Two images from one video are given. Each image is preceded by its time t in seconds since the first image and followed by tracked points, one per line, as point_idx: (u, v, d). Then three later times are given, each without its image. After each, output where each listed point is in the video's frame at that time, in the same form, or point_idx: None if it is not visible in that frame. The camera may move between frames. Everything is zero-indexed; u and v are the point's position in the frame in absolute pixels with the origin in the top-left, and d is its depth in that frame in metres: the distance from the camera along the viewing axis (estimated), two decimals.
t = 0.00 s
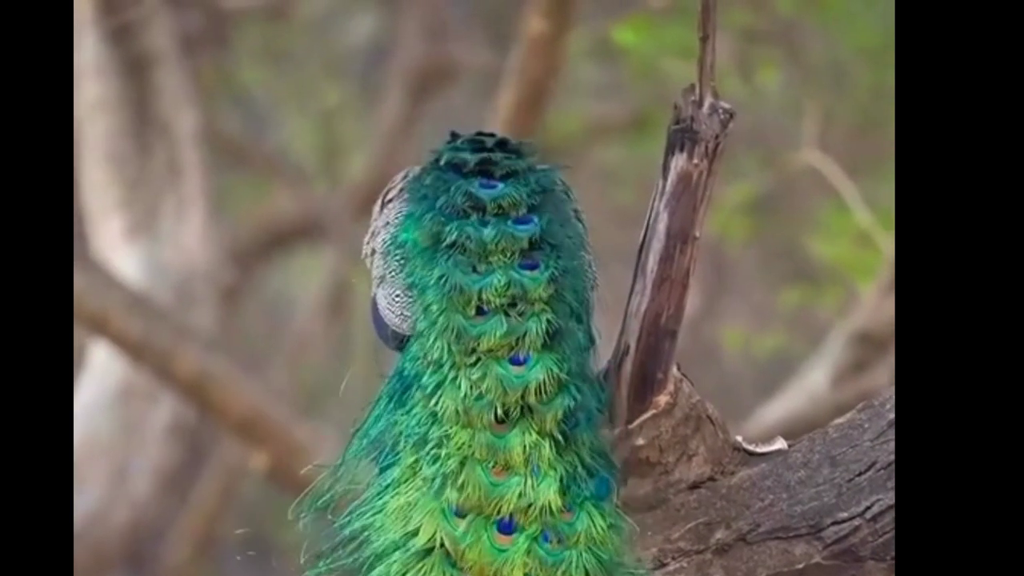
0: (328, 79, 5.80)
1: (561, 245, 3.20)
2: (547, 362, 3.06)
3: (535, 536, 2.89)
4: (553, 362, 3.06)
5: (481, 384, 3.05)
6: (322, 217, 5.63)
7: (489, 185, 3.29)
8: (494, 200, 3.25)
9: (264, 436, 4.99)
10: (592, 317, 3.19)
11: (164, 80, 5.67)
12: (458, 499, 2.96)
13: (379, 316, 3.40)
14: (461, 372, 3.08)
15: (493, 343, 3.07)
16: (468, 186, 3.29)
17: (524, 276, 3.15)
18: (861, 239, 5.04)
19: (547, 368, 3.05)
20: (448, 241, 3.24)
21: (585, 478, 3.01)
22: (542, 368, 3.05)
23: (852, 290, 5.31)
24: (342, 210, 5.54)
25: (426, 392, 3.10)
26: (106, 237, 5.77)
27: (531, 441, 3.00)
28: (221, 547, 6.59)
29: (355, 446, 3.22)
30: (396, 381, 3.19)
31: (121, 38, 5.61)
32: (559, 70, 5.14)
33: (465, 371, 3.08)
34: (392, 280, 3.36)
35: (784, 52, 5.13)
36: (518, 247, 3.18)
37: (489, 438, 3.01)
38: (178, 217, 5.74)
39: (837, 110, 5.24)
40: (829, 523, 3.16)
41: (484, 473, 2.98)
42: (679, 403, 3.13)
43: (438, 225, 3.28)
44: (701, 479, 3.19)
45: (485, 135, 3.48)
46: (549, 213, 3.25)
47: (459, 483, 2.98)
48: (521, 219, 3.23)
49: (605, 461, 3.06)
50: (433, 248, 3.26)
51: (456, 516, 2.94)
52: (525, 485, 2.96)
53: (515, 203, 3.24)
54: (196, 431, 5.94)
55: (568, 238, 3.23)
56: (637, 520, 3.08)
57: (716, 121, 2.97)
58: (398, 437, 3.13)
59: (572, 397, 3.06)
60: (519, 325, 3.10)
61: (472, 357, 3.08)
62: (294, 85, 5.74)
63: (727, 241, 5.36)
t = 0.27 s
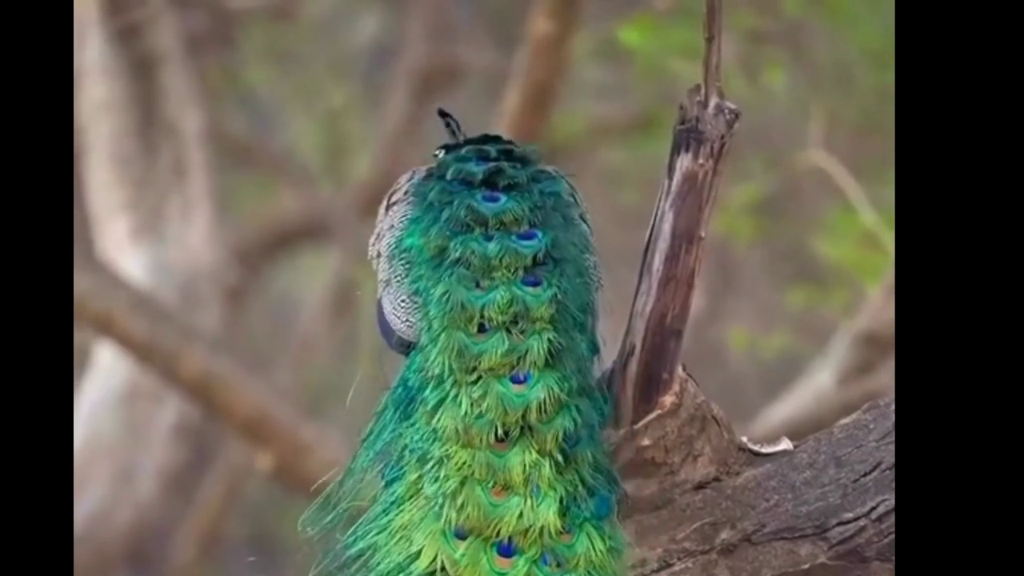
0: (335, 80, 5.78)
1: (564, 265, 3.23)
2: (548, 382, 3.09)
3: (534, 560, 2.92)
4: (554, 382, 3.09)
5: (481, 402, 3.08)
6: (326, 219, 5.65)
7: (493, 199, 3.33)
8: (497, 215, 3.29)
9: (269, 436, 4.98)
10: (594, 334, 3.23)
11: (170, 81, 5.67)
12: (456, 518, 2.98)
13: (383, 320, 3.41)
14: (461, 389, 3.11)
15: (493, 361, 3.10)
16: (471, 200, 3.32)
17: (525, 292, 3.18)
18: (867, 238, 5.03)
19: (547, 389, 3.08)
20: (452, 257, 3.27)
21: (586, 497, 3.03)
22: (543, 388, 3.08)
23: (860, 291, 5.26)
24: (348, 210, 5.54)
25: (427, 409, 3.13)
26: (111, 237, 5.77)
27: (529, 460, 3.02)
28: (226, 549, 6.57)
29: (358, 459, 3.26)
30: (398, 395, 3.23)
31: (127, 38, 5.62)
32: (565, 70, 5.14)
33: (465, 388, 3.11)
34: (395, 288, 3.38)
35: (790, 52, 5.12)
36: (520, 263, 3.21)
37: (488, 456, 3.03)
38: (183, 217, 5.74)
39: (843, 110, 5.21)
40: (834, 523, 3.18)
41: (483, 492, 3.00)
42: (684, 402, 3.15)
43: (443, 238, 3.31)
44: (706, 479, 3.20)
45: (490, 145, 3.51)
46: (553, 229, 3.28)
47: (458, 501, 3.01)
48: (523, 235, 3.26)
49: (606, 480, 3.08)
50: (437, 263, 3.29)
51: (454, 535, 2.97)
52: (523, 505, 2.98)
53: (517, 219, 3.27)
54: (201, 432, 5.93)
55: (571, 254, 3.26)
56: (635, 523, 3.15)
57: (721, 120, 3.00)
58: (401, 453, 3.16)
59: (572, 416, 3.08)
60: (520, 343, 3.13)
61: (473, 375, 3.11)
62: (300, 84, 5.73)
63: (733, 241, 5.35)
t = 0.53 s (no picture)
0: (337, 81, 5.79)
1: (566, 279, 3.25)
2: (548, 396, 3.11)
3: None
4: (554, 396, 3.11)
5: (481, 415, 3.10)
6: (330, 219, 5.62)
7: (494, 210, 3.36)
8: (499, 227, 3.32)
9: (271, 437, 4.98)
10: (596, 347, 3.25)
11: (173, 83, 5.67)
12: (455, 532, 3.00)
13: (385, 325, 3.45)
14: (461, 402, 3.13)
15: (493, 375, 3.12)
16: (474, 212, 3.36)
17: (526, 306, 3.20)
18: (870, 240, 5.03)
19: (547, 403, 3.10)
20: (453, 269, 3.30)
21: (585, 512, 3.04)
22: (543, 403, 3.09)
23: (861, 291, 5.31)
24: (351, 211, 5.53)
25: (428, 422, 3.16)
26: (114, 239, 5.77)
27: (528, 475, 3.03)
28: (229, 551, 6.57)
29: (360, 471, 3.28)
30: (399, 407, 3.25)
31: (131, 40, 5.63)
32: (568, 71, 5.14)
33: (466, 402, 3.13)
34: (397, 293, 3.42)
35: (794, 53, 5.12)
36: (521, 277, 3.23)
37: (487, 471, 3.04)
38: (187, 223, 5.76)
39: (847, 111, 5.23)
40: (837, 524, 3.19)
41: (481, 507, 3.01)
42: (687, 403, 3.16)
43: (445, 250, 3.34)
44: (709, 480, 3.22)
45: (493, 155, 3.56)
46: (554, 241, 3.30)
47: (457, 516, 3.02)
48: (525, 247, 3.28)
49: (605, 494, 3.10)
50: (438, 275, 3.31)
51: (453, 549, 2.99)
52: (521, 520, 2.99)
53: (518, 232, 3.30)
54: (204, 434, 5.93)
55: (572, 267, 3.28)
56: (638, 526, 3.16)
57: (725, 121, 3.00)
58: (402, 466, 3.18)
59: (572, 431, 3.10)
60: (520, 357, 3.15)
61: (473, 389, 3.13)
62: (303, 86, 5.75)
63: (737, 242, 5.35)
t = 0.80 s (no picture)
0: (338, 82, 5.79)
1: (566, 293, 3.28)
2: (548, 410, 3.14)
3: None
4: (553, 410, 3.14)
5: (481, 428, 3.13)
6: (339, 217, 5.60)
7: (496, 223, 3.39)
8: (500, 240, 3.36)
9: (273, 440, 4.99)
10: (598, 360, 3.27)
11: (175, 85, 5.68)
12: (455, 545, 3.03)
13: (389, 332, 3.54)
14: (462, 415, 3.17)
15: (493, 389, 3.16)
16: (476, 224, 3.40)
17: (526, 320, 3.24)
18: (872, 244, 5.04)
19: (547, 417, 3.13)
20: (455, 283, 3.34)
21: (585, 525, 3.06)
22: (543, 416, 3.13)
23: (863, 293, 5.32)
24: (353, 214, 5.54)
25: (429, 434, 3.20)
26: (115, 240, 5.74)
27: (528, 487, 3.06)
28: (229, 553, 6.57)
29: (362, 483, 3.32)
30: (400, 420, 3.29)
31: (133, 42, 5.62)
32: (570, 74, 5.15)
33: (466, 415, 3.17)
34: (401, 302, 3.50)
35: (796, 57, 5.13)
36: (522, 291, 3.27)
37: (487, 484, 3.08)
38: (189, 224, 5.74)
39: (848, 114, 5.25)
40: (839, 527, 3.23)
41: (480, 519, 3.04)
42: (689, 406, 3.17)
43: (448, 263, 3.39)
44: (711, 483, 3.25)
45: (496, 165, 3.57)
46: (555, 255, 3.34)
47: (457, 528, 3.05)
48: (525, 261, 3.32)
49: (605, 507, 3.12)
50: (440, 288, 3.37)
51: (454, 561, 3.02)
52: (520, 533, 3.01)
53: (519, 245, 3.34)
54: (205, 436, 5.93)
55: (572, 279, 3.32)
56: (641, 529, 3.20)
57: (726, 124, 3.00)
58: (403, 479, 3.22)
59: (572, 444, 3.13)
60: (520, 371, 3.19)
61: (473, 403, 3.17)
62: (307, 89, 5.76)
63: (739, 246, 5.36)
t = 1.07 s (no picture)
0: (338, 81, 5.77)
1: (566, 307, 3.34)
2: (548, 422, 3.19)
3: None
4: (553, 422, 3.19)
5: (482, 439, 3.17)
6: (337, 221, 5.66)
7: (498, 234, 3.45)
8: (502, 252, 3.42)
9: (273, 441, 4.98)
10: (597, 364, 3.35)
11: (175, 86, 5.70)
12: (456, 554, 3.05)
13: (389, 335, 3.63)
14: (463, 426, 3.21)
15: (494, 401, 3.20)
16: (478, 235, 3.46)
17: (527, 331, 3.30)
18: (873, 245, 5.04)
19: (547, 428, 3.18)
20: (456, 295, 3.41)
21: (585, 535, 3.08)
22: (543, 428, 3.18)
23: (864, 294, 5.37)
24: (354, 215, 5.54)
25: (429, 445, 3.23)
26: (115, 241, 5.74)
27: (528, 498, 3.09)
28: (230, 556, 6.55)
29: (362, 491, 3.35)
30: (401, 429, 3.34)
31: (133, 42, 5.64)
32: (571, 76, 5.16)
33: (467, 426, 3.20)
34: (401, 306, 3.58)
35: (796, 58, 5.14)
36: (523, 303, 3.33)
37: (487, 493, 3.10)
38: (188, 225, 5.75)
39: (849, 115, 5.25)
40: (839, 528, 3.24)
41: (481, 528, 3.06)
42: (689, 407, 3.21)
43: (450, 273, 3.45)
44: (711, 484, 3.28)
45: (495, 173, 3.60)
46: (555, 265, 3.41)
47: (457, 537, 3.07)
48: (526, 272, 3.38)
49: (604, 519, 3.14)
50: (442, 298, 3.44)
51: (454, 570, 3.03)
52: (520, 542, 3.03)
53: (520, 258, 3.40)
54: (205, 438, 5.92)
55: (572, 289, 3.39)
56: (641, 529, 3.24)
57: (726, 125, 3.01)
58: (403, 486, 3.25)
59: (572, 455, 3.17)
60: (521, 383, 3.24)
61: (475, 414, 3.21)
62: (309, 88, 5.73)
63: (740, 246, 5.36)
